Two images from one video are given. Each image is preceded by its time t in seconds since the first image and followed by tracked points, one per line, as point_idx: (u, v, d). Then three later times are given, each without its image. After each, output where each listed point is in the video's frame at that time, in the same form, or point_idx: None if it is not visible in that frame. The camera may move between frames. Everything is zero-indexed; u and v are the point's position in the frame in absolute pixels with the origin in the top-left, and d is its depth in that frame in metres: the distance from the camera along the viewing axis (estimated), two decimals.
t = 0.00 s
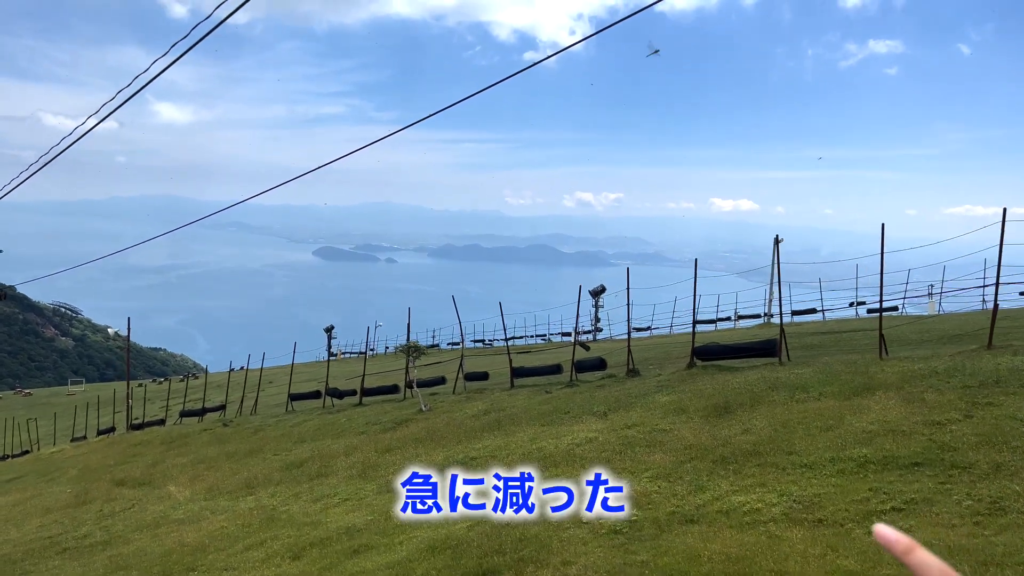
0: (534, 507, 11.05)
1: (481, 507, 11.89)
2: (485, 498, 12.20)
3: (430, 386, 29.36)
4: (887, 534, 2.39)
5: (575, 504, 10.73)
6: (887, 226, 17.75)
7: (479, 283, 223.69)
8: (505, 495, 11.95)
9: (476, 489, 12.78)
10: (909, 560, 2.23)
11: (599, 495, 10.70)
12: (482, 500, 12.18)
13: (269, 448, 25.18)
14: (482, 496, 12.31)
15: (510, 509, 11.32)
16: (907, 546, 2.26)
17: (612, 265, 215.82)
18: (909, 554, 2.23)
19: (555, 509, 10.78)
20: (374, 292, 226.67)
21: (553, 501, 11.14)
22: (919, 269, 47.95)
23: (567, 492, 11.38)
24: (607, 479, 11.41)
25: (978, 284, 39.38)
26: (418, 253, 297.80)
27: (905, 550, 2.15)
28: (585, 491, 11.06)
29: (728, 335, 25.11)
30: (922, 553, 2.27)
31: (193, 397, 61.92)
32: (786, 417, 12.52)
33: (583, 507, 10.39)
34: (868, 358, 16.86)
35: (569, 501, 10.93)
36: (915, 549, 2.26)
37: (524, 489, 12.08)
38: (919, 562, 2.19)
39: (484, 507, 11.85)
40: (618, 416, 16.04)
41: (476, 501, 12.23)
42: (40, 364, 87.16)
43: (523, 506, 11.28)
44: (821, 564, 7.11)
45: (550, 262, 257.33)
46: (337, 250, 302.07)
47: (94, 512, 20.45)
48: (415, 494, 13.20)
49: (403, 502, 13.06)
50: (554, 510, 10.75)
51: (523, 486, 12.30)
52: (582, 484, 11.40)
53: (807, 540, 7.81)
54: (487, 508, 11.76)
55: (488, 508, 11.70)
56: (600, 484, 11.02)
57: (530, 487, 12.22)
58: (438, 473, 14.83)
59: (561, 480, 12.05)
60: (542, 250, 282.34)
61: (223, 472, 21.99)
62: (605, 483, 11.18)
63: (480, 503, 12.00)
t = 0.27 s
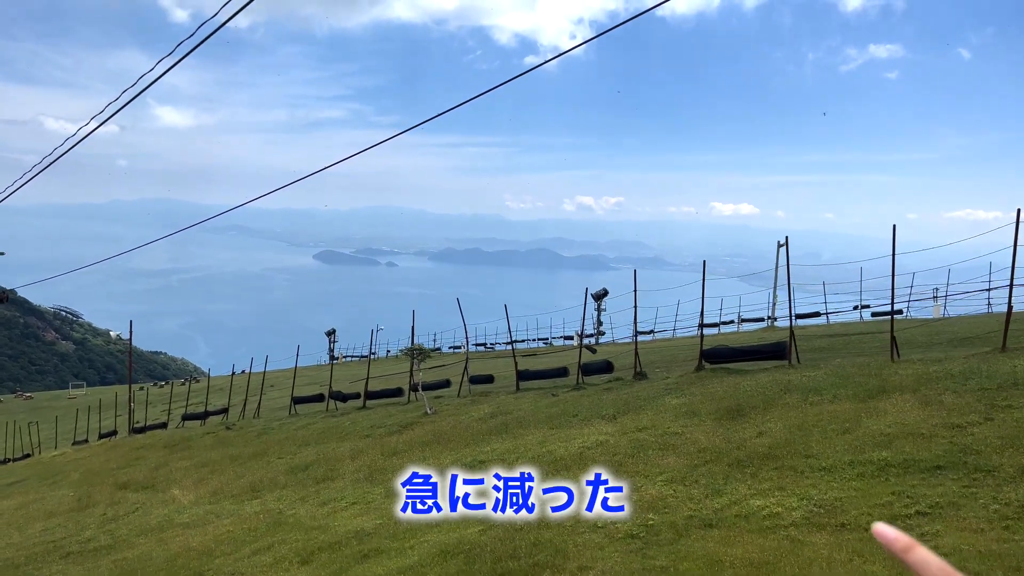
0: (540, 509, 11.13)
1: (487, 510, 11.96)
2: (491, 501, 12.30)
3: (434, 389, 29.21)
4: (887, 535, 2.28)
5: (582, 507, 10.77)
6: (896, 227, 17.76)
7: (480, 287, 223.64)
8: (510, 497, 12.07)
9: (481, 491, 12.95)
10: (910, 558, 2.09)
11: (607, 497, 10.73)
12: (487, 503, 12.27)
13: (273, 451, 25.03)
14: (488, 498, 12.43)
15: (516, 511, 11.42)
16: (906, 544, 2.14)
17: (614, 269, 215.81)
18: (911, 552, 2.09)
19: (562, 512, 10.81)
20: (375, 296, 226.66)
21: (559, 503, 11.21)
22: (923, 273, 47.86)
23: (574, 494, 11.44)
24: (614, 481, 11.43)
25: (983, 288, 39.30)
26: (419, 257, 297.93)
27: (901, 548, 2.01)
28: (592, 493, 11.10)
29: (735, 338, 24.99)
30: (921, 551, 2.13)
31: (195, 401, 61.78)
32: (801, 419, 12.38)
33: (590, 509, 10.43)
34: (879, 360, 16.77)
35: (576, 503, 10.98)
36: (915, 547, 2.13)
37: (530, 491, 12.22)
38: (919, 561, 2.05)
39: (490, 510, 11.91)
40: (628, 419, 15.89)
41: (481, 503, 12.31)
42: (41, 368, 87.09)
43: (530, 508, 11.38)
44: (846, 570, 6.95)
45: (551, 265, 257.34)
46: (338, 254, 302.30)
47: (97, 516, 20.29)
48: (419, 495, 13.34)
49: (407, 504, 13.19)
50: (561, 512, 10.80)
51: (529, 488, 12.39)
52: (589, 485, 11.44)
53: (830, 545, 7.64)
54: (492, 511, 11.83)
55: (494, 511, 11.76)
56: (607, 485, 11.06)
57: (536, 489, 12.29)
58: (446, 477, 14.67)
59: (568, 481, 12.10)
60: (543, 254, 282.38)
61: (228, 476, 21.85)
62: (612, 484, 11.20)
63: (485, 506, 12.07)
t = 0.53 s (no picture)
0: (540, 510, 11.42)
1: (487, 509, 12.22)
2: (491, 500, 12.55)
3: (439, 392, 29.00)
4: (883, 530, 2.34)
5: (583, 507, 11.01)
6: (906, 229, 17.60)
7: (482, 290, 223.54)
8: (510, 497, 12.35)
9: (481, 491, 13.17)
10: (906, 553, 2.16)
11: (607, 497, 10.96)
12: (488, 503, 12.52)
13: (277, 455, 24.85)
14: (488, 498, 12.67)
15: (516, 512, 11.70)
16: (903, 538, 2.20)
17: (615, 272, 215.65)
18: (906, 547, 2.15)
19: (562, 512, 11.10)
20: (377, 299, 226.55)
21: (559, 504, 11.48)
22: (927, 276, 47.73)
23: (574, 494, 11.72)
24: (615, 481, 11.67)
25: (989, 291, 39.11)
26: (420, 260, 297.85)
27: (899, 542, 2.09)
28: (592, 493, 11.35)
29: (743, 341, 24.78)
30: (919, 546, 2.19)
31: (197, 404, 61.58)
32: (815, 423, 12.21)
33: (590, 510, 10.67)
34: (890, 364, 16.59)
35: (576, 503, 11.26)
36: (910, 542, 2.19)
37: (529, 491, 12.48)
38: (915, 556, 2.13)
39: (490, 510, 12.18)
40: (638, 422, 15.71)
41: (481, 503, 12.55)
42: (41, 370, 86.93)
43: (529, 509, 11.66)
44: None
45: (552, 268, 257.14)
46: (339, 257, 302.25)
47: (100, 520, 20.12)
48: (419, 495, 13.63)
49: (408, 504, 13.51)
50: (561, 513, 11.07)
51: (529, 488, 12.65)
52: (589, 486, 11.70)
53: (854, 552, 7.47)
54: (492, 511, 12.09)
55: (495, 510, 12.02)
56: (607, 486, 11.30)
57: (536, 489, 12.56)
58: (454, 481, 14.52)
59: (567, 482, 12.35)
60: (545, 257, 282.28)
61: (231, 479, 21.67)
62: (612, 484, 11.44)
63: (485, 506, 12.32)
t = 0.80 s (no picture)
0: (540, 510, 11.63)
1: (487, 509, 12.45)
2: (491, 500, 12.78)
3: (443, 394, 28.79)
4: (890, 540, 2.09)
5: (583, 507, 11.20)
6: (919, 228, 17.41)
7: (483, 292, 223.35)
8: (510, 497, 12.58)
9: (481, 491, 13.38)
10: (915, 561, 1.93)
11: (607, 497, 11.13)
12: (487, 503, 12.73)
13: (280, 457, 24.66)
14: (488, 498, 12.90)
15: (516, 512, 11.93)
16: (909, 546, 1.97)
17: (617, 274, 215.43)
18: (914, 557, 1.92)
19: (562, 512, 11.31)
20: (378, 301, 226.40)
21: (558, 503, 11.71)
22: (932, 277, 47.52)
23: (574, 494, 11.92)
24: (614, 481, 11.86)
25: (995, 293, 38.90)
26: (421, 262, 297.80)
27: (904, 550, 1.87)
28: (592, 492, 11.54)
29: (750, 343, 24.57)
30: (926, 557, 1.97)
31: (198, 405, 61.45)
32: (832, 425, 12.04)
33: (590, 510, 10.85)
34: (903, 365, 16.41)
35: (576, 503, 11.45)
36: (920, 550, 1.96)
37: (529, 491, 12.68)
38: (921, 565, 1.90)
39: (490, 510, 12.39)
40: (649, 424, 15.52)
41: (481, 503, 12.75)
42: (42, 372, 86.86)
43: (529, 509, 11.90)
44: None
45: (554, 270, 256.96)
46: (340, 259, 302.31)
47: (103, 522, 19.94)
48: (419, 495, 13.96)
49: (408, 504, 13.84)
50: (561, 512, 11.29)
51: (528, 488, 12.88)
52: (589, 485, 11.88)
53: (879, 557, 7.30)
54: (492, 510, 12.32)
55: (494, 510, 12.24)
56: (607, 486, 11.47)
57: (536, 488, 12.79)
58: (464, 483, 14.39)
59: (567, 482, 12.56)
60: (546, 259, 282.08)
61: (236, 482, 21.49)
62: (612, 484, 11.62)
63: (485, 506, 12.55)
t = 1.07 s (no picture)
0: (540, 510, 11.63)
1: (487, 509, 12.42)
2: (491, 500, 12.76)
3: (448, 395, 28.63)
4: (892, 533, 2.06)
5: (582, 507, 11.20)
6: (932, 227, 17.21)
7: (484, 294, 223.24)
8: (510, 497, 12.57)
9: (481, 491, 13.34)
10: (916, 555, 1.91)
11: (607, 497, 11.12)
12: (488, 503, 12.72)
13: (285, 458, 24.51)
14: (488, 498, 12.87)
15: (516, 512, 11.91)
16: (913, 539, 1.94)
17: (618, 276, 215.40)
18: (916, 549, 1.90)
19: (562, 512, 11.30)
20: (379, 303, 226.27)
21: (558, 503, 11.71)
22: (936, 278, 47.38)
23: (574, 494, 11.92)
24: (615, 481, 11.85)
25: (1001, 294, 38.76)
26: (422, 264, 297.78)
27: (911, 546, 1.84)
28: (592, 492, 11.54)
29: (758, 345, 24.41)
30: (930, 548, 1.93)
31: (199, 407, 61.30)
32: (848, 425, 11.85)
33: (590, 509, 10.84)
34: (916, 365, 16.22)
35: (576, 503, 11.45)
36: (923, 544, 1.92)
37: (529, 492, 12.70)
38: (927, 559, 1.88)
39: (490, 510, 12.37)
40: (659, 424, 15.36)
41: (481, 503, 12.74)
42: (42, 374, 86.71)
43: (529, 509, 11.88)
44: None
45: (555, 272, 256.85)
46: (341, 261, 302.25)
47: (107, 524, 19.76)
48: (419, 495, 13.96)
49: (408, 504, 13.85)
50: (561, 513, 11.28)
51: (528, 488, 12.90)
52: (589, 486, 11.87)
53: (907, 559, 7.10)
54: (492, 510, 12.30)
55: (494, 511, 12.23)
56: (607, 486, 11.47)
57: (536, 489, 12.81)
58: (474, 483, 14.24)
59: (568, 482, 12.63)
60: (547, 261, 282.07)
61: (240, 483, 21.33)
62: (611, 484, 11.65)
63: (486, 506, 12.52)
